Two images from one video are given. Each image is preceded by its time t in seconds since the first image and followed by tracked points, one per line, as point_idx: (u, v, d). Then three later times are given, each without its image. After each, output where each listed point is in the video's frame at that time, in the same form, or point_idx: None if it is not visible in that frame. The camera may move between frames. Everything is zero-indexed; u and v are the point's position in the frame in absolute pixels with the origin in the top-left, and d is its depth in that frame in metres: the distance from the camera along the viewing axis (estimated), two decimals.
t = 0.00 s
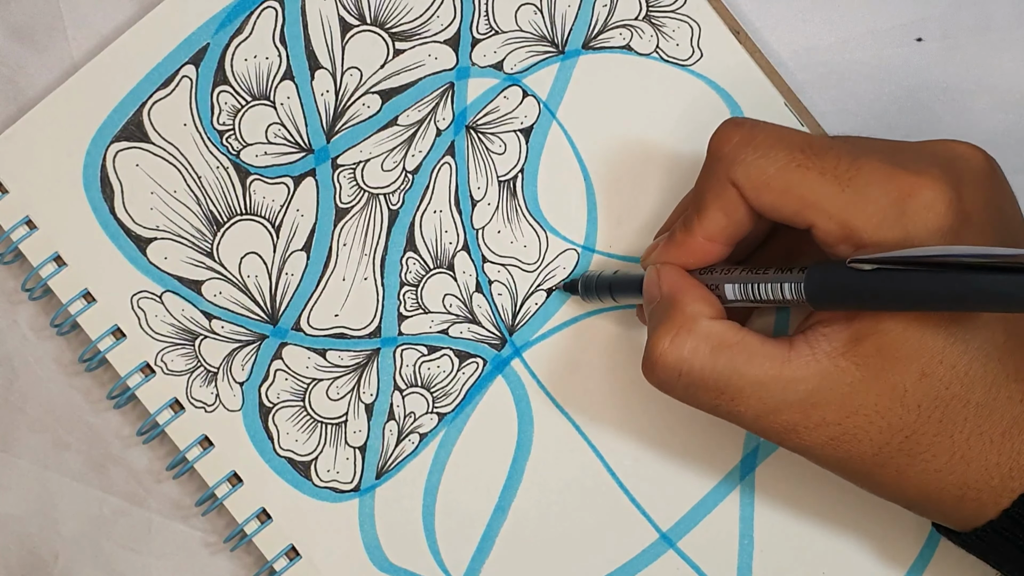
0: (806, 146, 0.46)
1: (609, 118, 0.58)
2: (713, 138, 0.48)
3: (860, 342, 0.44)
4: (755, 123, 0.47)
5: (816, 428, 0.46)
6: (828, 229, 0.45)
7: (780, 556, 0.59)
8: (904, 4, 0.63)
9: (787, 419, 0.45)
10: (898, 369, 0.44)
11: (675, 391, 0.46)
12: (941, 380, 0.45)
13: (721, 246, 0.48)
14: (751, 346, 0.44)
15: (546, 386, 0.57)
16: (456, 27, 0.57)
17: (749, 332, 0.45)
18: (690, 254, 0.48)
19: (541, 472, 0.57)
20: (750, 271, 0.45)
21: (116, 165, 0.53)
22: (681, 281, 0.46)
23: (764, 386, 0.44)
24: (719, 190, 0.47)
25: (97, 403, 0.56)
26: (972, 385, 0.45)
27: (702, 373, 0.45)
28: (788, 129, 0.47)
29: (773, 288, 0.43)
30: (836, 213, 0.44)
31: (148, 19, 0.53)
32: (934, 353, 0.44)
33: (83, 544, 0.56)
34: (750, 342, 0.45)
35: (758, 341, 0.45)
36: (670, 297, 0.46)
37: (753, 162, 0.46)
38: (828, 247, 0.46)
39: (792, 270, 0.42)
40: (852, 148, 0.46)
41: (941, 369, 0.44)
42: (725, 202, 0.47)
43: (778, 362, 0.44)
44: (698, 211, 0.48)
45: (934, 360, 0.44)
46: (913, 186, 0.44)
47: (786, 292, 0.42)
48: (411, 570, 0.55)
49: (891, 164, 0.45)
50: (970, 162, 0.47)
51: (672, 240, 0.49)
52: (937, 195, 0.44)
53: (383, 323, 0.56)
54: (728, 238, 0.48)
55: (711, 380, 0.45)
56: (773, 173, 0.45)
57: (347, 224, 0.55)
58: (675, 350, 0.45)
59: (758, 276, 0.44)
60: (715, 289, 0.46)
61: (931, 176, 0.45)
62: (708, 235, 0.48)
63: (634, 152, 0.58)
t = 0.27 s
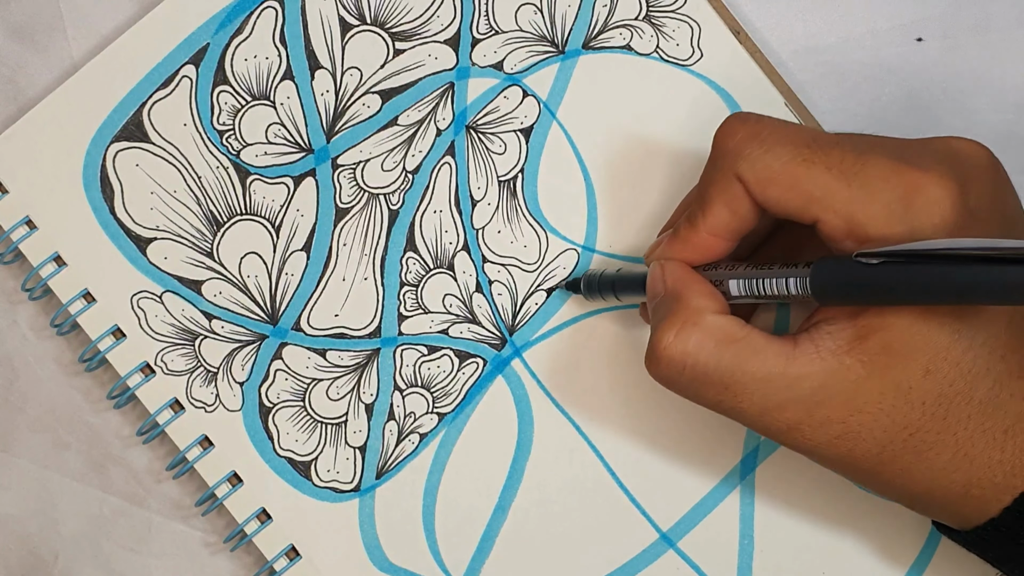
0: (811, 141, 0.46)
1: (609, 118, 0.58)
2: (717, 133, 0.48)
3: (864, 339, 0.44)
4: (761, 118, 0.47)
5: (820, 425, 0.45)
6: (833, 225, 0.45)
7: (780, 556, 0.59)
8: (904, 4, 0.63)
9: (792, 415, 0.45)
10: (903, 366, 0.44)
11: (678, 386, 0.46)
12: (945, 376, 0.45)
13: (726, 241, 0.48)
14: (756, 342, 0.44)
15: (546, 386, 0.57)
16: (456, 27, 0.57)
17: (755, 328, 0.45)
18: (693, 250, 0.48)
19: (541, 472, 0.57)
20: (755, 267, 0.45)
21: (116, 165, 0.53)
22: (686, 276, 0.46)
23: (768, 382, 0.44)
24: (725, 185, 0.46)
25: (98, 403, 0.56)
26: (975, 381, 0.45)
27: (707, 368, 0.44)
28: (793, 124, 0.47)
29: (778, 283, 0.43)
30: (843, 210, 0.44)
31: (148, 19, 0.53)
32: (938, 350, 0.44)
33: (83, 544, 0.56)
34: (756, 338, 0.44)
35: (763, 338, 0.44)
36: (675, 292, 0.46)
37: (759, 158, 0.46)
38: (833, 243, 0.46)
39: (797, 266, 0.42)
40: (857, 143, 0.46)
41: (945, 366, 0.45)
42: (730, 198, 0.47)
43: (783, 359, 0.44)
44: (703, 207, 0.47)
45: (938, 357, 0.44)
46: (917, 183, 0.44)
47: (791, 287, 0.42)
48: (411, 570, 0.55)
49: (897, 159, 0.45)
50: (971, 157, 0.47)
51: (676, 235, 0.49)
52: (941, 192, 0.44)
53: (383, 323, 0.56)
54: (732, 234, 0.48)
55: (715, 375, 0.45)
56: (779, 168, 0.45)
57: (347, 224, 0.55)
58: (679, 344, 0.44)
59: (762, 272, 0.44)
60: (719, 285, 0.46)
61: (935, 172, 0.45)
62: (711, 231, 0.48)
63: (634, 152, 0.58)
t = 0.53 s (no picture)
0: (805, 141, 0.46)
1: (609, 117, 0.58)
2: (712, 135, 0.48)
3: (861, 338, 0.44)
4: (754, 120, 0.47)
5: (819, 424, 0.45)
6: (829, 224, 0.45)
7: (780, 556, 0.59)
8: (903, 4, 0.63)
9: (790, 415, 0.45)
10: (901, 364, 0.44)
11: (675, 389, 0.46)
12: (943, 374, 0.45)
13: (720, 242, 0.48)
14: (752, 343, 0.44)
15: (546, 386, 0.57)
16: (456, 27, 0.57)
17: (751, 329, 0.45)
18: (688, 251, 0.49)
19: (541, 471, 0.57)
20: (748, 267, 0.45)
21: (116, 165, 0.53)
22: (681, 279, 0.46)
23: (765, 383, 0.44)
24: (718, 186, 0.47)
25: (97, 403, 0.56)
26: (974, 379, 0.45)
27: (702, 370, 0.45)
28: (787, 125, 0.47)
29: (772, 283, 0.43)
30: (838, 208, 0.44)
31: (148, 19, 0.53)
32: (936, 348, 0.44)
33: (83, 544, 0.56)
34: (752, 340, 0.44)
35: (759, 339, 0.45)
36: (670, 295, 0.46)
37: (753, 158, 0.46)
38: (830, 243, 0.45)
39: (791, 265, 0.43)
40: (851, 143, 0.46)
41: (943, 364, 0.44)
42: (724, 199, 0.47)
43: (780, 359, 0.44)
44: (696, 208, 0.48)
45: (936, 355, 0.44)
46: (912, 182, 0.44)
47: (785, 287, 0.42)
48: (411, 570, 0.55)
49: (891, 158, 0.45)
50: (965, 157, 0.47)
51: (670, 236, 0.49)
52: (937, 190, 0.44)
53: (383, 323, 0.56)
54: (726, 234, 0.48)
55: (711, 377, 0.45)
56: (772, 168, 0.45)
57: (347, 224, 0.55)
58: (676, 348, 0.45)
59: (756, 271, 0.44)
60: (713, 285, 0.46)
61: (931, 171, 0.45)
62: (705, 232, 0.48)
63: (634, 152, 0.58)
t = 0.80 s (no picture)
0: (830, 126, 0.46)
1: (610, 118, 0.58)
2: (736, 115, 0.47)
3: (880, 326, 0.44)
4: (778, 104, 0.47)
5: (832, 413, 0.45)
6: (853, 210, 0.45)
7: (780, 556, 0.59)
8: (904, 4, 0.63)
9: (804, 403, 0.45)
10: (918, 354, 0.44)
11: (689, 368, 0.45)
12: (957, 366, 0.45)
13: (741, 227, 0.48)
14: (770, 329, 0.44)
15: (547, 386, 0.57)
16: (456, 27, 0.57)
17: (768, 315, 0.44)
18: (709, 234, 0.48)
19: (541, 471, 0.57)
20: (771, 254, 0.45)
21: (116, 165, 0.53)
22: (701, 261, 0.46)
23: (781, 367, 0.44)
24: (742, 168, 0.46)
25: (97, 403, 0.56)
26: (985, 372, 0.45)
27: (719, 352, 0.44)
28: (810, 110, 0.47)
29: (794, 269, 0.43)
30: (863, 195, 0.44)
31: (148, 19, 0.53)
32: (949, 340, 0.44)
33: (83, 544, 0.56)
34: (769, 325, 0.44)
35: (776, 324, 0.44)
36: (691, 275, 0.45)
37: (778, 142, 0.45)
38: (851, 230, 0.45)
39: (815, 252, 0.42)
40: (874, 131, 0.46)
41: (959, 355, 0.45)
42: (747, 181, 0.46)
43: (796, 347, 0.44)
44: (719, 190, 0.47)
45: (950, 346, 0.44)
46: (938, 170, 0.45)
47: (807, 273, 0.42)
48: (411, 570, 0.55)
49: (913, 147, 0.45)
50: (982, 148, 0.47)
51: (691, 220, 0.49)
52: (960, 179, 0.45)
53: (383, 323, 0.56)
54: (747, 219, 0.48)
55: (726, 359, 0.44)
56: (798, 151, 0.45)
57: (347, 224, 0.55)
58: (693, 326, 0.43)
59: (779, 258, 0.44)
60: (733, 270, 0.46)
61: (955, 161, 0.45)
62: (728, 215, 0.48)
63: (634, 152, 0.58)
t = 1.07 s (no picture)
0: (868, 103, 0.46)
1: (610, 118, 0.58)
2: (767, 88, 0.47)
3: (905, 307, 0.45)
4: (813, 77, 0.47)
5: (848, 395, 0.45)
6: (886, 185, 0.46)
7: (780, 556, 0.59)
8: (904, 5, 0.63)
9: (823, 382, 0.45)
10: (942, 334, 0.45)
11: (711, 342, 0.44)
12: (982, 349, 0.46)
13: (766, 204, 0.47)
14: (795, 304, 0.43)
15: (546, 387, 0.57)
16: (456, 27, 0.57)
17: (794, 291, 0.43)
18: (732, 209, 0.48)
19: (541, 471, 0.57)
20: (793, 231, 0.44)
21: (116, 165, 0.53)
22: (725, 234, 0.44)
23: (802, 345, 0.44)
24: (773, 138, 0.46)
25: (98, 403, 0.56)
26: (999, 361, 0.46)
27: (743, 324, 0.43)
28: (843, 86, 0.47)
29: (821, 245, 0.42)
30: (897, 172, 0.45)
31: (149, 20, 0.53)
32: (969, 323, 0.45)
33: (83, 544, 0.56)
34: (794, 300, 0.43)
35: (801, 301, 0.44)
36: (714, 248, 0.43)
37: (810, 114, 0.45)
38: (880, 208, 0.46)
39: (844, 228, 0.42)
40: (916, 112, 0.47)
41: (983, 338, 0.46)
42: (778, 152, 0.46)
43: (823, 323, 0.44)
44: (747, 163, 0.47)
45: (971, 328, 0.45)
46: (971, 153, 0.46)
47: (836, 249, 0.42)
48: (411, 570, 0.55)
49: (948, 129, 0.46)
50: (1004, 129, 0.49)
51: (715, 194, 0.48)
52: (994, 162, 0.46)
53: (383, 323, 0.56)
54: (772, 195, 0.47)
55: (752, 333, 0.43)
56: (834, 124, 0.45)
57: (347, 224, 0.55)
58: (719, 298, 0.42)
59: (803, 233, 0.43)
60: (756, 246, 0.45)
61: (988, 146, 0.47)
62: (755, 190, 0.47)
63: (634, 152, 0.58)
